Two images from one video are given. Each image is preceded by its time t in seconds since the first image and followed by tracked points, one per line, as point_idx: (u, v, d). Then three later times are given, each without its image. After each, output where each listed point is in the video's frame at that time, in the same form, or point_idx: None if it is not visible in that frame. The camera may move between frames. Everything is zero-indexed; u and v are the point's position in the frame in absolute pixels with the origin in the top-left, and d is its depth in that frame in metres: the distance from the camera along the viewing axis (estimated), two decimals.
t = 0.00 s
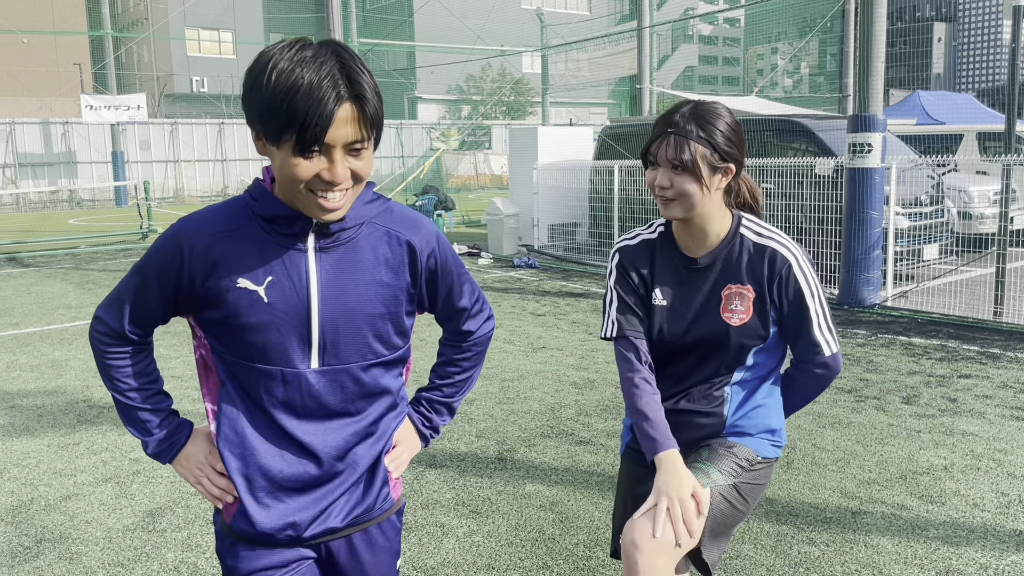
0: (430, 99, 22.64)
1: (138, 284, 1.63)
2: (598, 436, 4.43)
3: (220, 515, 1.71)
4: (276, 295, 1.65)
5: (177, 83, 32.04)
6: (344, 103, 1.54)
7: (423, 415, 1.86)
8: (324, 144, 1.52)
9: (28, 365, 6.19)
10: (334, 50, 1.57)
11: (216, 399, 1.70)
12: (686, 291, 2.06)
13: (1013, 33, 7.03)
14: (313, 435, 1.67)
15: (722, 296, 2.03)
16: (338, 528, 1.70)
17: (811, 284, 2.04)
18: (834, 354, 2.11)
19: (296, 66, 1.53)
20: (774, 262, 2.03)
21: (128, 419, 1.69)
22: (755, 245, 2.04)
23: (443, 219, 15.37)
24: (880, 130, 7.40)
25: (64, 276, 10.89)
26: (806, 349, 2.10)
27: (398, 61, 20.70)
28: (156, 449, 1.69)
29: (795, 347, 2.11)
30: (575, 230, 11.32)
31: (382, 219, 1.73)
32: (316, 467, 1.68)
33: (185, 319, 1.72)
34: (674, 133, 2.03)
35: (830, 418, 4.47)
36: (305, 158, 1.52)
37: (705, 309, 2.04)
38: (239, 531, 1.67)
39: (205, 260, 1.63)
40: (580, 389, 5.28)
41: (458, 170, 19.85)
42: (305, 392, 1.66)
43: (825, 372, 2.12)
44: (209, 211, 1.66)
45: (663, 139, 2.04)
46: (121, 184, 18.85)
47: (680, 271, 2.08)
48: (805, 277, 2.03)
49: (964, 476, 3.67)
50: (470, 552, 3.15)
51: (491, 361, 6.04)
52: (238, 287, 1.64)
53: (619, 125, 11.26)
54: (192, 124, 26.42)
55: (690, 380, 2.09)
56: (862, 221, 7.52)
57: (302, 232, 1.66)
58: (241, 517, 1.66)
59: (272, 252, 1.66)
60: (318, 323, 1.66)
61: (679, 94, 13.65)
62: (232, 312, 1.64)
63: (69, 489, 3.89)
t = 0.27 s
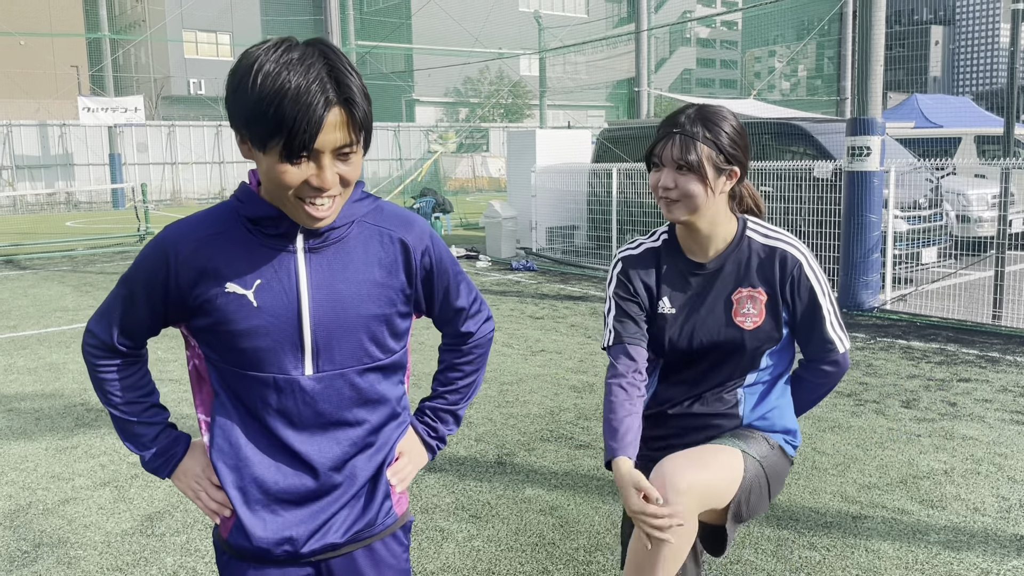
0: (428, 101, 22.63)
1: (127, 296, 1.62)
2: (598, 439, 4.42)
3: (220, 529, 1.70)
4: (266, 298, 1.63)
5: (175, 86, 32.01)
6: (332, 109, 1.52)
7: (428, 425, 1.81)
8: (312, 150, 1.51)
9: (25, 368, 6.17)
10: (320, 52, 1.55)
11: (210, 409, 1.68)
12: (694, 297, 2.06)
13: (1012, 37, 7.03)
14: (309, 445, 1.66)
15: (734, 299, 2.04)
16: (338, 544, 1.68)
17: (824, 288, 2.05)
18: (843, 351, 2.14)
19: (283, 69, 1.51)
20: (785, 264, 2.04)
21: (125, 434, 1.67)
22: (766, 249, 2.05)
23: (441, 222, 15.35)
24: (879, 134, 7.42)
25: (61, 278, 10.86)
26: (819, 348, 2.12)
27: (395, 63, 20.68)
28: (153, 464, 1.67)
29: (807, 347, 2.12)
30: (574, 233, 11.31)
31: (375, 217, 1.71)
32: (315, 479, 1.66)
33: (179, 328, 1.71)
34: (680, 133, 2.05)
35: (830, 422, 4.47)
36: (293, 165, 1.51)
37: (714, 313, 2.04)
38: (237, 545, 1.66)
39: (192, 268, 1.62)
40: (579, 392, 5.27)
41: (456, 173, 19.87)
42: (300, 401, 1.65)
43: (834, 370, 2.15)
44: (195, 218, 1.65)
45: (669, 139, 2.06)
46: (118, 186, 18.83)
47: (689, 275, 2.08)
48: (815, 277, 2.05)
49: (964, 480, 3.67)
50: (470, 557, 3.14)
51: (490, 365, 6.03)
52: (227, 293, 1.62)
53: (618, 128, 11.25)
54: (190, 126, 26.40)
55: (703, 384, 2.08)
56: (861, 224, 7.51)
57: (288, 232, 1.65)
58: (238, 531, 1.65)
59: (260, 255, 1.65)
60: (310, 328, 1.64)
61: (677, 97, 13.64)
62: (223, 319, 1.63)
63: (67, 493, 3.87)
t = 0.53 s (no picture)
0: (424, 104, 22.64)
1: (133, 302, 1.65)
2: (596, 443, 4.42)
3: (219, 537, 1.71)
4: (257, 305, 1.62)
5: (170, 88, 31.97)
6: (318, 102, 1.52)
7: (440, 442, 1.77)
8: (299, 143, 1.51)
9: (22, 372, 6.15)
10: (305, 48, 1.55)
11: (211, 416, 1.69)
12: (703, 304, 2.09)
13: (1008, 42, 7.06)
14: (301, 458, 1.64)
15: (744, 304, 2.06)
16: (331, 560, 1.66)
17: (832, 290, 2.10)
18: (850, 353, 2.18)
19: (266, 65, 1.51)
20: (793, 267, 2.07)
21: (138, 437, 1.71)
22: (776, 254, 2.09)
23: (438, 225, 15.35)
24: (875, 138, 7.44)
25: (56, 281, 10.83)
26: (825, 352, 2.18)
27: (391, 66, 20.68)
28: (161, 469, 1.70)
29: (813, 350, 2.18)
30: (570, 236, 11.32)
31: (374, 226, 1.69)
32: (306, 493, 1.64)
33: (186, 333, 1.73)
34: (685, 142, 2.08)
35: (828, 426, 4.48)
36: (282, 161, 1.51)
37: (726, 317, 2.06)
38: (231, 555, 1.67)
39: (187, 275, 1.63)
40: (577, 396, 5.27)
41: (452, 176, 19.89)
42: (292, 412, 1.63)
43: (838, 372, 2.20)
44: (198, 225, 1.67)
45: (674, 148, 2.09)
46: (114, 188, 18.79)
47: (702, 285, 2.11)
48: (823, 279, 2.08)
49: (962, 484, 3.68)
50: (469, 562, 3.14)
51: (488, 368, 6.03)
52: (221, 299, 1.62)
53: (614, 131, 11.25)
54: (185, 128, 26.37)
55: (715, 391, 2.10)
56: (857, 228, 7.53)
57: (281, 239, 1.63)
58: (231, 542, 1.65)
59: (253, 261, 1.64)
60: (301, 336, 1.62)
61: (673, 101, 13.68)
62: (216, 325, 1.63)
63: (64, 498, 3.86)
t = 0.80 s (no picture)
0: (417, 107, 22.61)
1: (154, 298, 1.67)
2: (593, 447, 4.43)
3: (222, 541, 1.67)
4: (269, 298, 1.62)
5: (162, 90, 31.88)
6: (344, 112, 1.52)
7: (451, 459, 1.70)
8: (320, 149, 1.50)
9: (14, 375, 6.12)
10: (336, 54, 1.56)
11: (222, 416, 1.68)
12: (732, 306, 2.06)
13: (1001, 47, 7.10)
14: (305, 458, 1.60)
15: (774, 300, 2.06)
16: (332, 568, 1.61)
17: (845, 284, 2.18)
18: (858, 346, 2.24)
19: (297, 69, 1.52)
20: (819, 262, 2.11)
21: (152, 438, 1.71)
22: (805, 250, 2.11)
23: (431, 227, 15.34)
24: (869, 142, 7.46)
25: (48, 284, 10.78)
26: (842, 342, 2.22)
27: (384, 68, 20.67)
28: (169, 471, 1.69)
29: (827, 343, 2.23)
30: (564, 240, 11.32)
31: (388, 227, 1.68)
32: (309, 495, 1.60)
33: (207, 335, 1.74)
34: (723, 134, 2.04)
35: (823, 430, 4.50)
36: (302, 165, 1.51)
37: (758, 313, 2.04)
38: (230, 559, 1.62)
39: (206, 270, 1.64)
40: (573, 399, 5.27)
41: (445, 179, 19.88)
42: (297, 411, 1.60)
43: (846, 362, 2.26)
44: (222, 223, 1.69)
45: (711, 140, 2.04)
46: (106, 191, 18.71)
47: (735, 284, 2.07)
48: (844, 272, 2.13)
49: (957, 488, 3.70)
50: (468, 566, 3.14)
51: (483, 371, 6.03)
52: (236, 292, 1.63)
53: (608, 134, 11.20)
54: (177, 130, 26.30)
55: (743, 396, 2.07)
56: (851, 232, 7.54)
57: (297, 234, 1.64)
58: (231, 544, 1.61)
59: (267, 256, 1.65)
60: (310, 331, 1.60)
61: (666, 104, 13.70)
62: (231, 320, 1.63)
63: (59, 502, 3.84)
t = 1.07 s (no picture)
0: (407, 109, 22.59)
1: (162, 307, 1.61)
2: (586, 452, 4.44)
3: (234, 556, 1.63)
4: (291, 304, 1.60)
5: (151, 91, 31.76)
6: (380, 109, 1.55)
7: (458, 462, 1.72)
8: (359, 147, 1.52)
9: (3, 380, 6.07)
10: (369, 60, 1.59)
11: (232, 425, 1.64)
12: (762, 312, 1.89)
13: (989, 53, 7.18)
14: (325, 463, 1.59)
15: (808, 309, 1.91)
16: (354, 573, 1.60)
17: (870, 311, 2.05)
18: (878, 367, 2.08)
19: (333, 72, 1.54)
20: (853, 278, 1.96)
21: (153, 453, 1.63)
22: (839, 263, 1.96)
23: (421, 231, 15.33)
24: (858, 147, 7.50)
25: (36, 287, 10.71)
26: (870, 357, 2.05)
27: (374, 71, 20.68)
28: (174, 486, 1.62)
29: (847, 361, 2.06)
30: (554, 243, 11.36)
31: (404, 236, 1.68)
32: (328, 502, 1.59)
33: (212, 344, 1.69)
34: (765, 138, 1.91)
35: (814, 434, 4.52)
36: (340, 161, 1.52)
37: (785, 323, 1.89)
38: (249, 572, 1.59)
39: (222, 276, 1.61)
40: (565, 404, 5.29)
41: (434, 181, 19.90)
42: (316, 416, 1.58)
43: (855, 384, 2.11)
44: (234, 229, 1.66)
45: (753, 143, 1.91)
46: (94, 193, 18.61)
47: (767, 287, 1.91)
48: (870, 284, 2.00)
49: (948, 492, 3.73)
50: (462, 572, 3.14)
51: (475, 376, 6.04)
52: (254, 297, 1.59)
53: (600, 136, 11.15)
54: (166, 132, 26.22)
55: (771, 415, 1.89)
56: (842, 236, 7.57)
57: (317, 240, 1.62)
58: (250, 556, 1.57)
59: (287, 262, 1.63)
60: (332, 337, 1.59)
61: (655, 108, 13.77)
62: (248, 325, 1.59)
63: (50, 508, 3.81)
